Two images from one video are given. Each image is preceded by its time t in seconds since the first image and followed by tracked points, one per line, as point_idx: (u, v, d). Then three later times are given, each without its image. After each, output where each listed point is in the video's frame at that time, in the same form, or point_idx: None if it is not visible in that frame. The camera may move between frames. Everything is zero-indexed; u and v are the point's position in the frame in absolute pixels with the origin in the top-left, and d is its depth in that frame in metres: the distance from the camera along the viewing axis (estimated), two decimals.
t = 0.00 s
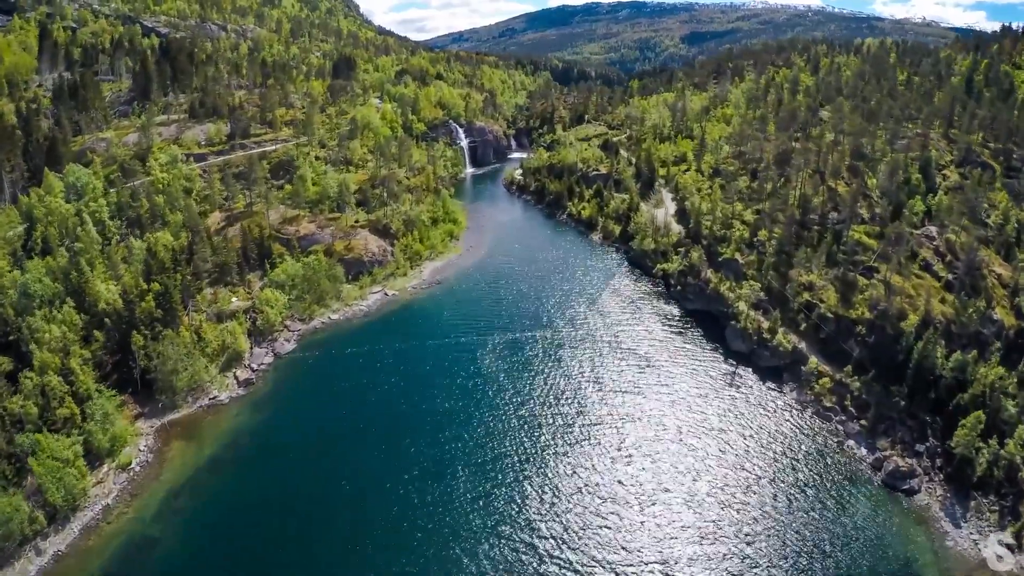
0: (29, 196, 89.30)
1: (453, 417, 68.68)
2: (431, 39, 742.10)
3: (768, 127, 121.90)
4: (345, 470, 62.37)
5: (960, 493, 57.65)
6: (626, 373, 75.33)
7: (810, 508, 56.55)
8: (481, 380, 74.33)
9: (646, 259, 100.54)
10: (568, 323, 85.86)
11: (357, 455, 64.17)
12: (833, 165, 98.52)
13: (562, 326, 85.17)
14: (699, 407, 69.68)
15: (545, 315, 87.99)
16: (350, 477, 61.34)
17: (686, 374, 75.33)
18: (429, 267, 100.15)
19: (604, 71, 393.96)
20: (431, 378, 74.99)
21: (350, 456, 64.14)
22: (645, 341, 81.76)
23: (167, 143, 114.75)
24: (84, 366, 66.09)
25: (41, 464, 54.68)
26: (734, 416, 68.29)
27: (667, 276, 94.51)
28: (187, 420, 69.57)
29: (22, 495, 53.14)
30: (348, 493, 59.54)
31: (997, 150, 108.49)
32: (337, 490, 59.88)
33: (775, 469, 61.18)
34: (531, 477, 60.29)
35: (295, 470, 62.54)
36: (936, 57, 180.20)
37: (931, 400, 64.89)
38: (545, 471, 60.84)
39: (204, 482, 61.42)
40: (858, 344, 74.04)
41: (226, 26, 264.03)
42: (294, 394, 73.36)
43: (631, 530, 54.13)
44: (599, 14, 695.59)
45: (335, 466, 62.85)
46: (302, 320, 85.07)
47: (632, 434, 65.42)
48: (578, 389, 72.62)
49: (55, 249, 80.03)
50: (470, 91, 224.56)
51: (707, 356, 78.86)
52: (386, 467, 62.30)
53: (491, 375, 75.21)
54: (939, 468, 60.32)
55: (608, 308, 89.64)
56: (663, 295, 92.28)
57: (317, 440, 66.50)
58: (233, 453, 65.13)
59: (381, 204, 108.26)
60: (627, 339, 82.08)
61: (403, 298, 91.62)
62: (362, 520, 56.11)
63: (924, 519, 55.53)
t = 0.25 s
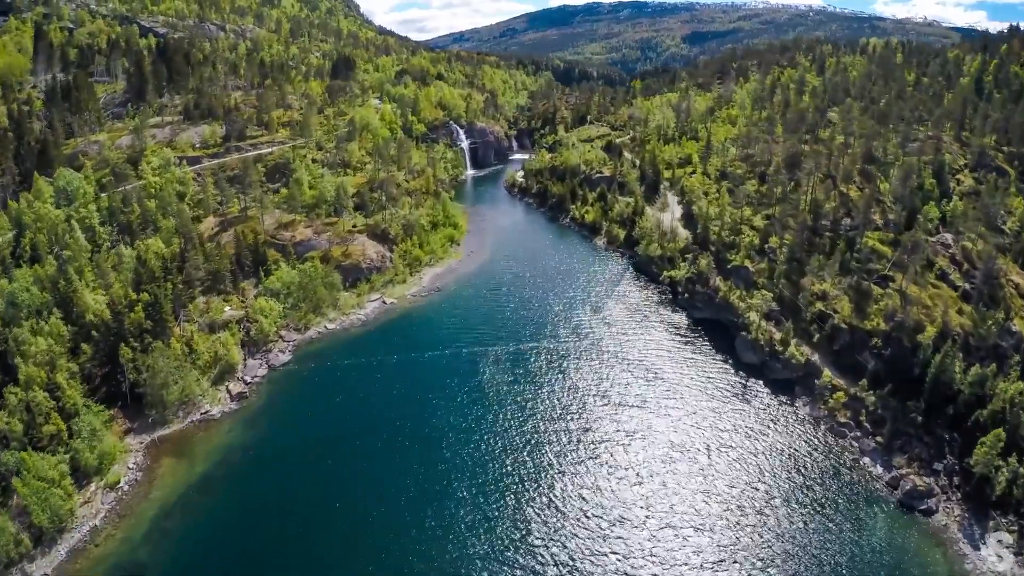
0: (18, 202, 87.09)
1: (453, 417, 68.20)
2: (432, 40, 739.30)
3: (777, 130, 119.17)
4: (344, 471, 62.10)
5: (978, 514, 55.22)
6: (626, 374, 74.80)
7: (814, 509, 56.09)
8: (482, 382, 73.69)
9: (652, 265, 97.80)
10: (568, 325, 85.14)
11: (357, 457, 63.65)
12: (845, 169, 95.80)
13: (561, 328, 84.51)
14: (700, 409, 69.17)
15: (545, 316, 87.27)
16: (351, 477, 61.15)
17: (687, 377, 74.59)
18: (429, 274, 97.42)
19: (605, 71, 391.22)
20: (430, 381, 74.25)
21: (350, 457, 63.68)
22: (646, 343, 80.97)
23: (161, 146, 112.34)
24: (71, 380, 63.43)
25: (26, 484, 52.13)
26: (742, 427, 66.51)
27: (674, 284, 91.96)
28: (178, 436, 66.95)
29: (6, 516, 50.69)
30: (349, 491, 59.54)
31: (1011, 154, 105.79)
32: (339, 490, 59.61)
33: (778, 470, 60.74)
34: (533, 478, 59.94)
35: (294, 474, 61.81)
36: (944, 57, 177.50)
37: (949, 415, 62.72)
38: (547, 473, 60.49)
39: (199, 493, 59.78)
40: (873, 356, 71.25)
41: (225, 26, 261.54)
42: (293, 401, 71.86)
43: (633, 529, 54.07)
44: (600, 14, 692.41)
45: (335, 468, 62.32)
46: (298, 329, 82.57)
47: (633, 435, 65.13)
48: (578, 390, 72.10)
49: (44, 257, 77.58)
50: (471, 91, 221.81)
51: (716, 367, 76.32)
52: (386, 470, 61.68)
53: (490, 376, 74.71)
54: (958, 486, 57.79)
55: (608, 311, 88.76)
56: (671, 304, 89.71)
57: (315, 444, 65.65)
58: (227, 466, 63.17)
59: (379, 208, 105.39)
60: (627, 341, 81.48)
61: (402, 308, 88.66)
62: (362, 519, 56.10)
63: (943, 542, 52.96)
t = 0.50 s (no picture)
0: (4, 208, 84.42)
1: (453, 422, 66.97)
2: (433, 39, 735.72)
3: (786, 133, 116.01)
4: (342, 475, 60.98)
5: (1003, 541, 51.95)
6: (629, 379, 73.53)
7: (824, 517, 55.02)
8: (482, 387, 72.22)
9: (659, 272, 94.60)
10: (569, 328, 83.70)
11: (356, 463, 62.30)
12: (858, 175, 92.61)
13: (562, 331, 83.06)
14: (704, 414, 68.01)
15: (545, 319, 85.86)
16: (350, 481, 60.12)
17: (692, 382, 73.15)
18: (428, 282, 94.24)
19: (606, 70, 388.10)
20: (429, 385, 72.76)
21: (349, 462, 62.48)
22: (648, 347, 79.53)
23: (152, 149, 109.70)
24: (54, 398, 60.29)
25: (4, 510, 49.06)
26: (754, 439, 64.47)
27: (682, 293, 89.05)
28: (166, 456, 63.81)
29: None
30: (350, 492, 58.90)
31: None
32: (339, 495, 58.47)
33: (787, 477, 59.57)
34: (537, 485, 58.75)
35: (290, 483, 60.11)
36: (954, 57, 174.32)
37: (970, 435, 59.58)
38: (551, 480, 59.25)
39: (191, 510, 57.31)
40: (892, 373, 68.18)
41: (223, 26, 258.50)
42: (290, 410, 69.95)
43: (639, 538, 52.95)
44: (602, 14, 689.01)
45: (332, 474, 60.98)
46: (291, 341, 79.73)
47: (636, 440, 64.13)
48: (580, 395, 70.87)
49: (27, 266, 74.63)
50: (472, 91, 218.57)
51: (727, 382, 73.42)
52: (386, 477, 60.28)
53: (491, 379, 73.47)
54: (981, 511, 54.70)
55: (609, 314, 87.18)
56: (679, 313, 86.74)
57: (311, 452, 63.97)
58: (220, 481, 60.73)
59: (377, 212, 102.26)
60: (629, 344, 80.14)
61: (400, 318, 85.39)
62: (362, 520, 55.51)
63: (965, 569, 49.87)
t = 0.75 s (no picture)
0: None
1: (452, 431, 65.38)
2: (434, 39, 732.45)
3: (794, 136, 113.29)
4: (338, 485, 59.46)
5: None
6: (632, 387, 71.93)
7: (836, 531, 53.42)
8: (483, 395, 70.50)
9: (665, 280, 91.88)
10: (570, 334, 82.01)
11: (352, 474, 60.74)
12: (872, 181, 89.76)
13: (563, 337, 81.37)
14: (710, 425, 66.46)
15: (546, 325, 84.19)
16: (346, 491, 58.59)
17: (696, 391, 71.49)
18: (427, 289, 91.47)
19: (607, 71, 385.02)
20: (428, 394, 71.01)
21: (344, 472, 60.94)
22: (651, 355, 77.86)
23: (145, 151, 107.35)
24: (38, 415, 57.55)
25: None
26: (764, 454, 62.46)
27: (689, 303, 86.50)
28: (154, 474, 61.18)
29: None
30: (348, 502, 57.54)
31: None
32: (334, 507, 56.89)
33: (795, 490, 58.03)
34: (539, 498, 57.14)
35: (286, 497, 58.26)
36: (962, 58, 171.40)
37: (989, 453, 56.93)
38: (553, 493, 57.66)
39: (182, 528, 55.09)
40: (909, 388, 65.57)
41: (221, 25, 255.82)
42: (286, 421, 68.02)
43: (642, 552, 51.52)
44: (603, 14, 685.95)
45: (327, 485, 59.42)
46: (285, 352, 77.28)
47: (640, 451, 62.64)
48: (582, 404, 69.25)
49: (12, 274, 71.82)
50: (473, 91, 215.83)
51: (736, 396, 70.88)
52: (384, 490, 58.59)
53: (491, 386, 71.86)
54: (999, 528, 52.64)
55: (611, 320, 85.46)
56: (685, 323, 84.32)
57: (306, 464, 62.20)
58: (212, 497, 58.55)
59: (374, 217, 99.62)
60: (632, 352, 78.48)
61: (397, 327, 82.79)
62: (360, 532, 54.09)
63: None
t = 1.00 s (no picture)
0: None
1: (453, 446, 63.03)
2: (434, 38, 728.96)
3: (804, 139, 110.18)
4: (333, 502, 57.06)
5: None
6: (637, 401, 69.63)
7: (855, 556, 50.91)
8: (483, 408, 68.23)
9: (672, 289, 88.78)
10: (573, 345, 79.64)
11: (347, 488, 58.57)
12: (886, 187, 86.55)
13: (566, 348, 78.99)
14: (718, 441, 64.18)
15: (548, 335, 81.85)
16: (341, 507, 56.45)
17: (704, 406, 69.12)
18: (425, 298, 88.40)
19: (608, 70, 381.60)
20: (427, 407, 68.56)
21: (339, 487, 58.76)
22: (656, 368, 75.54)
23: (136, 155, 104.53)
24: (19, 435, 54.54)
25: None
26: (777, 473, 59.86)
27: (697, 313, 83.55)
28: (141, 497, 58.18)
29: None
30: (342, 518, 55.33)
31: None
32: (328, 524, 54.70)
33: (809, 510, 55.59)
34: (545, 517, 54.72)
35: (280, 516, 55.71)
36: (973, 59, 168.06)
37: (1012, 477, 53.43)
38: (555, 510, 55.51)
39: (170, 552, 52.35)
40: (930, 408, 62.24)
41: (219, 25, 252.58)
42: (281, 437, 65.34)
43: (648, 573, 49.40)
44: (605, 14, 682.12)
45: (321, 500, 57.25)
46: (277, 366, 74.36)
47: (648, 468, 60.35)
48: (587, 418, 66.94)
49: None
50: (473, 92, 212.61)
51: (747, 415, 67.95)
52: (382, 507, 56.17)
53: (492, 399, 69.50)
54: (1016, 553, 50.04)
55: (615, 331, 83.10)
56: (694, 334, 81.51)
57: (298, 480, 59.76)
58: (202, 519, 55.85)
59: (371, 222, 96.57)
60: (637, 364, 76.19)
61: (394, 339, 79.72)
62: (354, 550, 51.95)
63: None
